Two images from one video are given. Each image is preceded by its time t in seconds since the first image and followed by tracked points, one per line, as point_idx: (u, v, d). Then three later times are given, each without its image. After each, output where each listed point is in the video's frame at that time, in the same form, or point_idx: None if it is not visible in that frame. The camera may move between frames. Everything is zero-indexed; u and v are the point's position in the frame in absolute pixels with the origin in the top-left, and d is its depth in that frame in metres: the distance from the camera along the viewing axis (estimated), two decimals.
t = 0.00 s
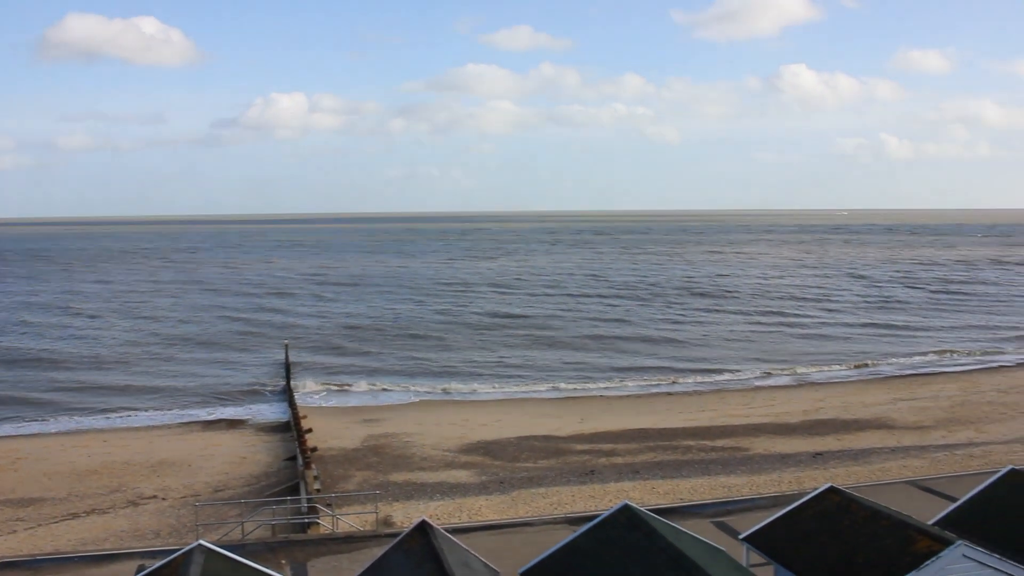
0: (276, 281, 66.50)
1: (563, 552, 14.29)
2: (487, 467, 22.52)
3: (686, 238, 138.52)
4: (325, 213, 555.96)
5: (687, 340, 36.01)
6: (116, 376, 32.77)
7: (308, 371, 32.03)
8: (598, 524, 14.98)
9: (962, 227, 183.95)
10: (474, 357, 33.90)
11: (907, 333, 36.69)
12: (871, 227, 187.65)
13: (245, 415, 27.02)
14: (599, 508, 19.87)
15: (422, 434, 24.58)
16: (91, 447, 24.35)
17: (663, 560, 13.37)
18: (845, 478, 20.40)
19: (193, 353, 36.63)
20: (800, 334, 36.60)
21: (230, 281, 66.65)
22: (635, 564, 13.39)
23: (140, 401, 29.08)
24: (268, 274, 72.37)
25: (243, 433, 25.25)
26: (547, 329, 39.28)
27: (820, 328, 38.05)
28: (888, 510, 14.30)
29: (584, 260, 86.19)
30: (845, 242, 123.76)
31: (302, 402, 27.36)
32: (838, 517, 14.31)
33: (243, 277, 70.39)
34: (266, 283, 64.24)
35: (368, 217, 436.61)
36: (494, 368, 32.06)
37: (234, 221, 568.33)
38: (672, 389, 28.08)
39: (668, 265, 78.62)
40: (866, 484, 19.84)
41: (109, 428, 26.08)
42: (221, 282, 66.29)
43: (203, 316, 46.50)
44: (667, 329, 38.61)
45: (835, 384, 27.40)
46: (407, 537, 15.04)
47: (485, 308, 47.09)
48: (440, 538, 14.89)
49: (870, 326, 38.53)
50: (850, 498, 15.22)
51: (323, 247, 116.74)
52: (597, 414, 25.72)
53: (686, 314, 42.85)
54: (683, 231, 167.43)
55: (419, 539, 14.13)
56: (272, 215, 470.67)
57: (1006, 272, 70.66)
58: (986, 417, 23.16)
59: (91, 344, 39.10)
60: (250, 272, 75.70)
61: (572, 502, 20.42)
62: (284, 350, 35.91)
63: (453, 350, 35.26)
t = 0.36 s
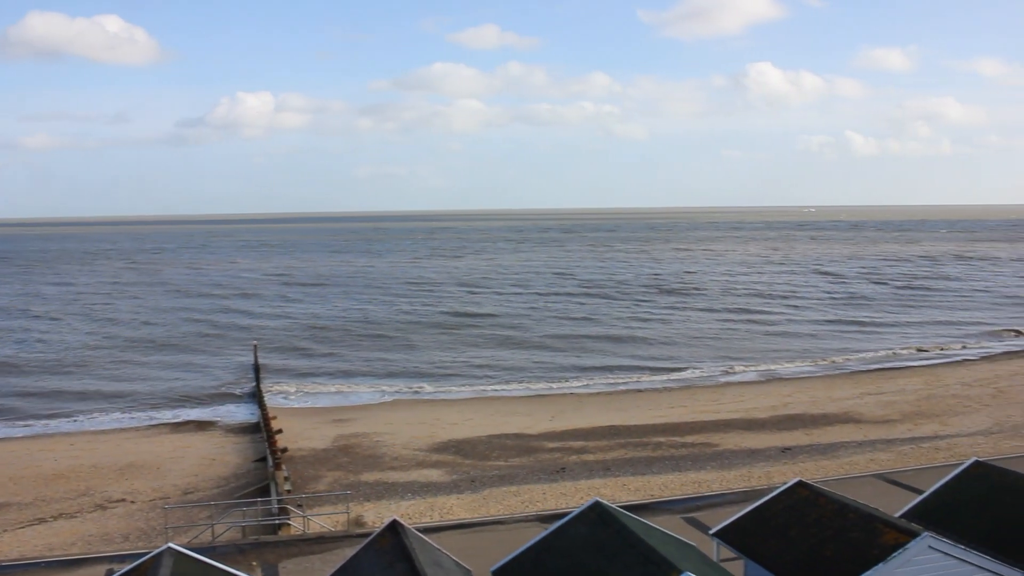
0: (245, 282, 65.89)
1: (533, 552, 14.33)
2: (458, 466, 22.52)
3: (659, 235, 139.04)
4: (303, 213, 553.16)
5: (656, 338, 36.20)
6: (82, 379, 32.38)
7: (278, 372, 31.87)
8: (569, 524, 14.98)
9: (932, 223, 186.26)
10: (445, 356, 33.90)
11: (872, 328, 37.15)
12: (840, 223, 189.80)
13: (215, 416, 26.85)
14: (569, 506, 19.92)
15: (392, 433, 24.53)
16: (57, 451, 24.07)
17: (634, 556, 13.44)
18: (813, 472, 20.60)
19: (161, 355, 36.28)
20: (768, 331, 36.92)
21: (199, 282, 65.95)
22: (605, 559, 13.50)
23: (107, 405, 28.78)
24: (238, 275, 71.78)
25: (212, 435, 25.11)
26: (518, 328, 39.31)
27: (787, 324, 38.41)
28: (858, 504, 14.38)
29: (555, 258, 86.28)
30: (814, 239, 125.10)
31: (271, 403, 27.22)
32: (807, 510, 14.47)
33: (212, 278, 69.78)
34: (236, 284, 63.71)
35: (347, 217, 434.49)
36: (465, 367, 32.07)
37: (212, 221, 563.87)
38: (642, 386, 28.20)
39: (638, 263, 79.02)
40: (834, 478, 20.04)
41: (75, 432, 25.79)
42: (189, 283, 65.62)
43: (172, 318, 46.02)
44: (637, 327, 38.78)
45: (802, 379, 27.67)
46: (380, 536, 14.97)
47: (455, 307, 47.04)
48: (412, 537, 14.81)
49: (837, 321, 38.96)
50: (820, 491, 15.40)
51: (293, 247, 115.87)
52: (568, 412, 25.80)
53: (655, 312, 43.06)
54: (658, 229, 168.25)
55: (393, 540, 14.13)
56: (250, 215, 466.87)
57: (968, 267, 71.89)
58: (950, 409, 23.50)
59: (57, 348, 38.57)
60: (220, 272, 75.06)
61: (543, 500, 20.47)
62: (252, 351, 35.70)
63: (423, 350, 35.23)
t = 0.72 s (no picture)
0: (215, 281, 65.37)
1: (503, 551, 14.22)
2: (427, 466, 22.50)
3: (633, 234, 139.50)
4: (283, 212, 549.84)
5: (625, 337, 36.38)
6: (45, 381, 31.93)
7: (246, 372, 31.68)
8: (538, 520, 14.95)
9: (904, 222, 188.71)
10: (415, 356, 33.88)
11: (839, 326, 37.56)
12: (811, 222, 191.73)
13: (182, 417, 26.67)
14: (539, 505, 19.96)
15: (361, 433, 24.47)
16: (21, 454, 23.76)
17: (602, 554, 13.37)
18: (780, 469, 20.74)
19: (127, 356, 35.89)
20: (737, 329, 37.21)
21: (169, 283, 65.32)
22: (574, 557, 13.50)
23: (71, 406, 28.43)
24: (207, 275, 71.10)
25: (179, 436, 24.92)
26: (489, 328, 39.33)
27: (755, 323, 38.71)
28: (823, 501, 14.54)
29: (527, 257, 86.36)
30: (786, 237, 126.29)
31: (240, 403, 27.06)
32: (774, 509, 14.50)
33: (181, 278, 69.07)
34: (206, 284, 63.13)
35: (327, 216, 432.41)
36: (435, 367, 32.05)
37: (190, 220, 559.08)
38: (611, 385, 28.32)
39: (611, 261, 79.38)
40: (801, 475, 20.20)
41: (39, 434, 25.46)
42: (158, 283, 64.98)
43: (139, 318, 45.51)
44: (607, 326, 38.93)
45: (769, 377, 27.90)
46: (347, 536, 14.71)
47: (426, 307, 46.98)
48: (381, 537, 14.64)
49: (805, 320, 39.35)
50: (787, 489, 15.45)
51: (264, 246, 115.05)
52: (537, 411, 25.85)
53: (625, 312, 43.28)
54: (633, 227, 168.97)
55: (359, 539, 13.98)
56: (229, 214, 463.44)
57: (933, 265, 73.03)
58: (914, 406, 23.78)
59: (20, 350, 37.99)
60: (188, 272, 74.28)
61: (512, 499, 20.49)
62: (220, 352, 35.43)
63: (393, 350, 35.18)
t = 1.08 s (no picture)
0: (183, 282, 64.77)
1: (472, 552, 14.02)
2: (394, 467, 22.45)
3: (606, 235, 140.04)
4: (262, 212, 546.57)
5: (593, 338, 36.53)
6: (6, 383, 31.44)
7: (212, 374, 31.44)
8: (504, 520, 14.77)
9: (874, 223, 190.90)
10: (383, 358, 33.83)
11: (805, 327, 37.97)
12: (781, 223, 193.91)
13: (147, 419, 26.44)
14: (506, 505, 19.97)
15: (328, 434, 24.37)
16: None
17: (570, 556, 13.18)
18: (746, 467, 20.87)
19: (92, 358, 35.46)
20: (704, 330, 37.48)
21: (134, 284, 64.57)
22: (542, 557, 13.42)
23: (33, 409, 28.03)
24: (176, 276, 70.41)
25: (144, 438, 24.69)
26: (457, 329, 39.34)
27: (723, 324, 39.02)
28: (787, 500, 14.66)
29: (499, 258, 86.53)
30: (756, 238, 127.44)
31: (206, 405, 26.88)
32: (741, 506, 14.45)
33: (149, 278, 68.35)
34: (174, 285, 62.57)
35: (304, 216, 430.02)
36: (403, 368, 32.00)
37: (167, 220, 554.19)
38: (578, 386, 28.41)
39: (581, 262, 79.65)
40: (766, 473, 20.34)
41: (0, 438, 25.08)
42: (123, 284, 64.21)
43: (104, 320, 44.99)
44: (576, 328, 39.09)
45: (736, 377, 28.11)
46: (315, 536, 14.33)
47: (395, 308, 46.87)
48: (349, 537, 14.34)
49: (771, 320, 39.73)
50: (753, 487, 15.45)
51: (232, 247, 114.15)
52: (505, 411, 25.89)
53: (593, 313, 43.47)
54: (607, 229, 169.65)
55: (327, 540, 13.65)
56: (206, 215, 459.64)
57: (897, 266, 74.09)
58: (878, 404, 24.06)
59: None
60: (156, 273, 73.51)
61: (480, 499, 20.49)
62: (187, 354, 35.14)
63: (361, 351, 35.09)
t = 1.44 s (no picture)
0: (154, 284, 64.17)
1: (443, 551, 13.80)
2: (366, 467, 22.43)
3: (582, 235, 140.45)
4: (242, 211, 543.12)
5: (565, 338, 36.67)
6: None
7: (183, 375, 31.27)
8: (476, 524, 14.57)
9: (848, 223, 192.64)
10: (355, 360, 33.79)
11: (775, 326, 38.33)
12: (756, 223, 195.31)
13: (116, 421, 26.26)
14: (478, 505, 19.98)
15: (300, 435, 24.31)
16: None
17: (541, 555, 13.10)
18: (716, 466, 21.00)
19: (60, 361, 35.09)
20: (675, 331, 37.74)
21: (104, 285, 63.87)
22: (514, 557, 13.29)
23: None
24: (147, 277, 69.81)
25: (114, 441, 24.50)
26: (431, 330, 39.36)
27: (695, 324, 39.29)
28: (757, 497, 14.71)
29: (474, 258, 86.61)
30: (730, 238, 128.43)
31: (177, 407, 26.73)
32: (712, 504, 14.45)
33: (119, 280, 67.65)
34: (146, 286, 62.05)
35: (284, 215, 427.91)
36: (376, 370, 31.98)
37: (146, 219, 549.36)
38: (550, 387, 28.50)
39: (555, 262, 79.84)
40: (736, 471, 20.47)
41: None
42: (94, 286, 63.56)
43: (73, 322, 44.53)
44: (548, 328, 39.21)
45: (706, 377, 28.30)
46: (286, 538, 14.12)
47: (368, 309, 46.79)
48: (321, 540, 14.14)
49: (741, 320, 40.03)
50: (724, 483, 15.46)
51: (203, 248, 113.24)
52: (477, 411, 25.95)
53: (565, 314, 43.63)
54: (584, 228, 170.24)
55: (298, 540, 13.18)
56: (185, 214, 455.66)
57: (866, 265, 74.96)
58: (846, 403, 24.32)
59: None
60: (127, 274, 72.78)
61: (452, 499, 20.49)
62: (156, 356, 34.90)
63: (332, 353, 35.01)
